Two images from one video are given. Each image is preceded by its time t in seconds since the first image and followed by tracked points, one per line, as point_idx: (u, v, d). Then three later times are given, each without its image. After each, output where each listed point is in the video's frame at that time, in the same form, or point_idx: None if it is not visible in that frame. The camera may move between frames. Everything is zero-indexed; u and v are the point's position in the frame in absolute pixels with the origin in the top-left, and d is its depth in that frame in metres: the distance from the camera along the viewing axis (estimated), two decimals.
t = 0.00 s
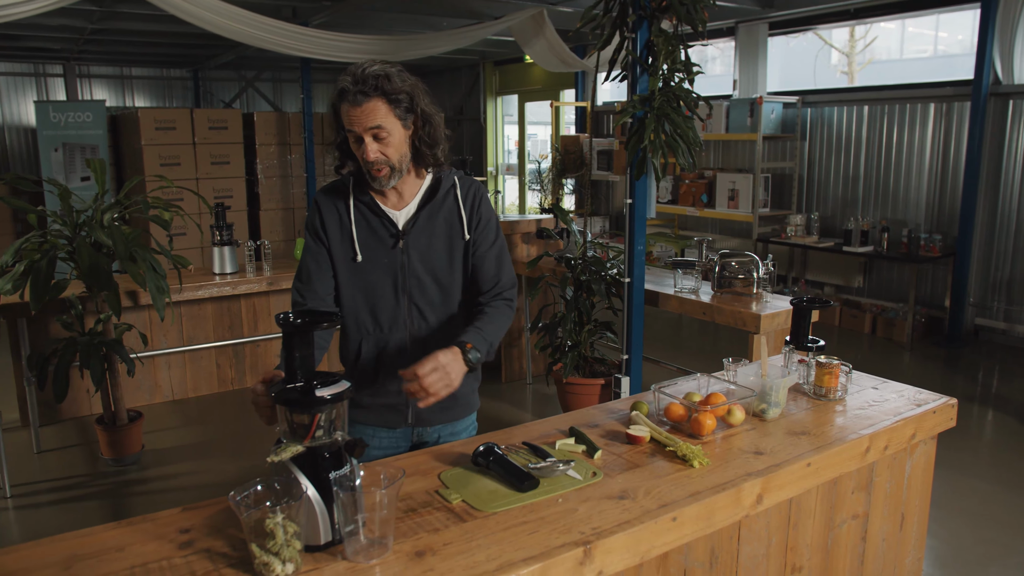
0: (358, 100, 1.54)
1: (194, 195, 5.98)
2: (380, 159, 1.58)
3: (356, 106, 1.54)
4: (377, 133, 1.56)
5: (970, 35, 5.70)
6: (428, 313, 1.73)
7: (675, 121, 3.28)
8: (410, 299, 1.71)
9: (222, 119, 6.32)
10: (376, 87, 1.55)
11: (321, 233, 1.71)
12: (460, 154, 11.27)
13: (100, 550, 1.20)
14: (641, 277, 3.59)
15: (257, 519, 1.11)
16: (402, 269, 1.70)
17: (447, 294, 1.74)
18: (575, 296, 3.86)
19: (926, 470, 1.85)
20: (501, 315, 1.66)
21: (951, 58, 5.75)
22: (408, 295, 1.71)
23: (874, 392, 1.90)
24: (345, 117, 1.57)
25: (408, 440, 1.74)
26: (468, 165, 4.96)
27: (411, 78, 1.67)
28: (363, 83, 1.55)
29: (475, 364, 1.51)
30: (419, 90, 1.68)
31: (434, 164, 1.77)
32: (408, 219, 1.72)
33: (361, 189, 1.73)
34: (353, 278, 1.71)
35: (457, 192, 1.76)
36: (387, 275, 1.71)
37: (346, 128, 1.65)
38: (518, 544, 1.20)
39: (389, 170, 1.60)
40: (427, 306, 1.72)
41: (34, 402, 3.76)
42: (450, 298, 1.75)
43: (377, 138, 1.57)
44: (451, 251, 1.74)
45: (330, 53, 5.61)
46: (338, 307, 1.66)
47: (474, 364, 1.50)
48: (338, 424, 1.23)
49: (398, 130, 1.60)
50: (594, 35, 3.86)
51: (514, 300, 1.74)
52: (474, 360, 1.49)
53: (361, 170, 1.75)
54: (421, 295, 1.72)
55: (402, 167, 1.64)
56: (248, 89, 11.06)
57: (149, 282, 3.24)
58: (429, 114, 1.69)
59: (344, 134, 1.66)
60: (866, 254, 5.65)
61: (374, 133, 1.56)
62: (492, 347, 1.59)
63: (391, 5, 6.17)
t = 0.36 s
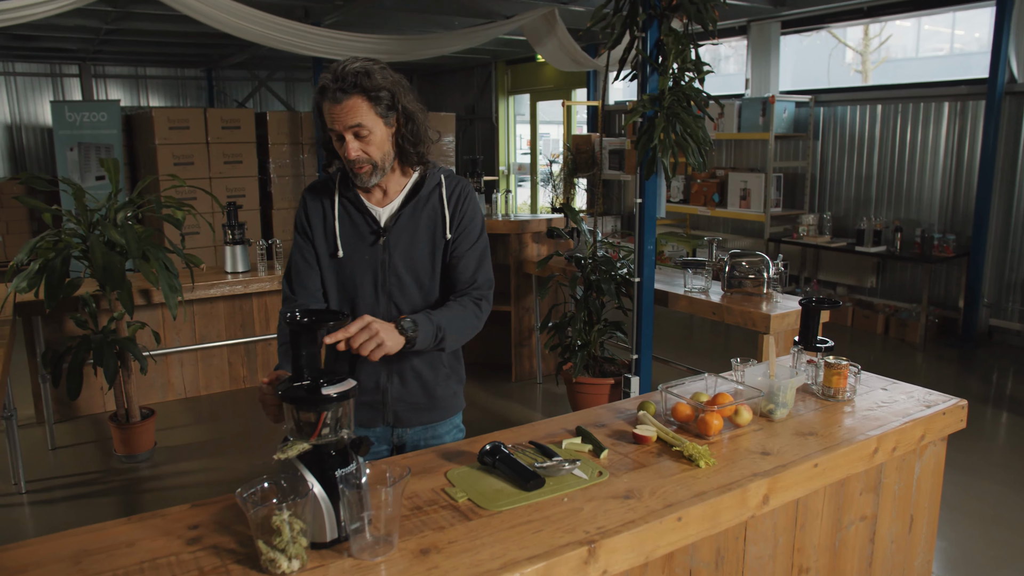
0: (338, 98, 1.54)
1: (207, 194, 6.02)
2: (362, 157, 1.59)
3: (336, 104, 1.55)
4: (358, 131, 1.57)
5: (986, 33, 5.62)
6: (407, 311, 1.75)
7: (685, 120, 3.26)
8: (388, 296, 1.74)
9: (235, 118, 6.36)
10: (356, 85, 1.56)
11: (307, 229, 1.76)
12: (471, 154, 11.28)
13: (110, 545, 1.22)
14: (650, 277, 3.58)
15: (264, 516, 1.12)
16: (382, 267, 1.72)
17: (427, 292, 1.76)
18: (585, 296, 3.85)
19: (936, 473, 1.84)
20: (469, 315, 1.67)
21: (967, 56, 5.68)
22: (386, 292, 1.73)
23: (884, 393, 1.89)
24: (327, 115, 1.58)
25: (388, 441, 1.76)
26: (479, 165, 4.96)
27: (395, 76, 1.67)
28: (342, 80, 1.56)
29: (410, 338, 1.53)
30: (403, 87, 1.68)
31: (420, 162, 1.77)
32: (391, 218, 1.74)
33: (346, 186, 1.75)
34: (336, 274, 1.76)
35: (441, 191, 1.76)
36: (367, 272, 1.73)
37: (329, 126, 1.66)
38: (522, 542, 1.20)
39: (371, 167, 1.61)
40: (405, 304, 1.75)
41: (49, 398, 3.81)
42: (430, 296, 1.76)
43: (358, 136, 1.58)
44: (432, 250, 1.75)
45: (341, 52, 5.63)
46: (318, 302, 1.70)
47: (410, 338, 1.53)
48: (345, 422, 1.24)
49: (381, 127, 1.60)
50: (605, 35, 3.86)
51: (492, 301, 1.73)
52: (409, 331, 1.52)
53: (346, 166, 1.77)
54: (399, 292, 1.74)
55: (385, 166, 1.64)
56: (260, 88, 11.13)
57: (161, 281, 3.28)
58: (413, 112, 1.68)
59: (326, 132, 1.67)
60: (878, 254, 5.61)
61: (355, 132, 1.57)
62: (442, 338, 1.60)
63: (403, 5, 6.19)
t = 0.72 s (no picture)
0: (310, 114, 1.54)
1: (217, 197, 6.07)
2: (337, 173, 1.60)
3: (309, 120, 1.54)
4: (332, 147, 1.58)
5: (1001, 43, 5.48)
6: (379, 320, 1.76)
7: (693, 129, 3.26)
8: (360, 305, 1.75)
9: (246, 122, 6.41)
10: (328, 100, 1.56)
11: (277, 237, 1.76)
12: (481, 160, 11.31)
13: (111, 545, 1.23)
14: (657, 285, 3.58)
15: (264, 518, 1.13)
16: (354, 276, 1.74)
17: (399, 302, 1.78)
18: (591, 303, 3.85)
19: (939, 485, 1.83)
20: (449, 325, 1.70)
21: (980, 66, 5.60)
22: (358, 302, 1.75)
23: (888, 404, 1.89)
24: (299, 131, 1.58)
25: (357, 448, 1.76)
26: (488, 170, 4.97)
27: (367, 87, 1.67)
28: (314, 96, 1.55)
29: (392, 345, 1.54)
30: (374, 99, 1.68)
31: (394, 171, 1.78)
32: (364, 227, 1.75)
33: (318, 195, 1.76)
34: (307, 282, 1.77)
35: (415, 201, 1.78)
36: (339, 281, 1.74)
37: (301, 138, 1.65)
38: (520, 549, 1.20)
39: (345, 182, 1.63)
40: (377, 313, 1.76)
41: (58, 398, 3.84)
42: (402, 306, 1.77)
43: (332, 152, 1.59)
44: (406, 260, 1.77)
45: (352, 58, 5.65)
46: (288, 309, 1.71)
47: (391, 346, 1.54)
48: (346, 426, 1.25)
49: (354, 141, 1.61)
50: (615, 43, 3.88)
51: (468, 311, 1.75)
52: (390, 338, 1.54)
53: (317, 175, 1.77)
54: (371, 302, 1.75)
55: (359, 178, 1.66)
56: (272, 92, 11.21)
57: (170, 283, 3.30)
58: (384, 123, 1.69)
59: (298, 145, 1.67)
60: (887, 264, 5.58)
61: (328, 147, 1.57)
62: (424, 346, 1.64)
63: (414, 11, 6.22)
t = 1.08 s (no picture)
0: (301, 123, 1.54)
1: (224, 197, 6.10)
2: (333, 177, 1.61)
3: (300, 129, 1.55)
4: (326, 153, 1.58)
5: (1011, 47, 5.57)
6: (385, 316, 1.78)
7: (697, 131, 3.26)
8: (365, 303, 1.76)
9: (254, 123, 6.44)
10: (318, 108, 1.55)
11: (285, 241, 1.79)
12: (488, 161, 11.33)
13: (111, 542, 1.24)
14: (660, 287, 3.57)
15: (262, 517, 1.14)
16: (359, 274, 1.76)
17: (404, 297, 1.79)
18: (594, 305, 3.85)
19: (941, 490, 1.82)
20: (450, 317, 1.70)
21: (989, 70, 5.63)
22: (364, 300, 1.76)
23: (889, 409, 1.88)
24: (293, 139, 1.59)
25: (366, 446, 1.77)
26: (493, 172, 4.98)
27: (359, 90, 1.65)
28: (303, 105, 1.55)
29: (382, 333, 1.55)
30: (367, 102, 1.65)
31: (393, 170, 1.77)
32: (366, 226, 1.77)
33: (321, 197, 1.78)
34: (315, 283, 1.80)
35: (416, 197, 1.78)
36: (344, 279, 1.76)
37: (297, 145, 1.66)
38: (517, 550, 1.21)
39: (342, 185, 1.64)
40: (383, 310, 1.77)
41: (64, 396, 3.86)
42: (407, 302, 1.78)
43: (326, 158, 1.59)
44: (408, 256, 1.77)
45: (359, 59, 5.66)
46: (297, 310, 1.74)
47: (381, 334, 1.54)
48: (343, 426, 1.25)
49: (348, 146, 1.61)
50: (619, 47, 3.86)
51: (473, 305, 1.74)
52: (380, 325, 1.54)
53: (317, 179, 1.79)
54: (376, 299, 1.77)
55: (357, 180, 1.67)
56: (280, 93, 11.26)
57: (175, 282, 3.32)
58: (377, 126, 1.66)
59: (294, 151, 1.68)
60: (894, 268, 5.56)
61: (322, 154, 1.58)
62: (420, 334, 1.63)
63: (421, 13, 6.24)
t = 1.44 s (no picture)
0: (315, 118, 1.55)
1: (231, 194, 6.12)
2: (344, 173, 1.61)
3: (313, 124, 1.56)
4: (337, 149, 1.59)
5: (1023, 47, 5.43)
6: (394, 314, 1.78)
7: (703, 130, 3.25)
8: (374, 301, 1.76)
9: (261, 120, 6.45)
10: (331, 103, 1.56)
11: (297, 236, 1.80)
12: (495, 159, 11.32)
13: (111, 536, 1.24)
14: (664, 286, 3.57)
15: (260, 513, 1.14)
16: (369, 271, 1.76)
17: (412, 296, 1.78)
18: (598, 303, 3.84)
19: (943, 491, 1.81)
20: (446, 320, 1.68)
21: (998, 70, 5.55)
22: (373, 297, 1.76)
23: (891, 410, 1.87)
24: (306, 135, 1.59)
25: (375, 442, 1.77)
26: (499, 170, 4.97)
27: (373, 89, 1.66)
28: (317, 100, 1.56)
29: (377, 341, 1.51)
30: (380, 100, 1.67)
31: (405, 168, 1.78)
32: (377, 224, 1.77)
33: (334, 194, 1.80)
34: (326, 279, 1.81)
35: (427, 195, 1.79)
36: (354, 276, 1.77)
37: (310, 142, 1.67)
38: (514, 547, 1.21)
39: (355, 182, 1.65)
40: (392, 308, 1.77)
41: (69, 390, 3.88)
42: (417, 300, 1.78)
43: (338, 153, 1.60)
44: (418, 254, 1.77)
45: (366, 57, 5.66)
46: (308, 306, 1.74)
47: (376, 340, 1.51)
48: (342, 423, 1.25)
49: (359, 142, 1.61)
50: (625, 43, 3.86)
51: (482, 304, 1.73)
52: (374, 334, 1.50)
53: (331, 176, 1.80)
54: (385, 297, 1.77)
55: (369, 178, 1.67)
56: (287, 90, 11.29)
57: (180, 278, 3.33)
58: (389, 124, 1.67)
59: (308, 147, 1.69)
60: (900, 269, 5.53)
61: (334, 149, 1.58)
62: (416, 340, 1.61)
63: (429, 10, 6.24)
